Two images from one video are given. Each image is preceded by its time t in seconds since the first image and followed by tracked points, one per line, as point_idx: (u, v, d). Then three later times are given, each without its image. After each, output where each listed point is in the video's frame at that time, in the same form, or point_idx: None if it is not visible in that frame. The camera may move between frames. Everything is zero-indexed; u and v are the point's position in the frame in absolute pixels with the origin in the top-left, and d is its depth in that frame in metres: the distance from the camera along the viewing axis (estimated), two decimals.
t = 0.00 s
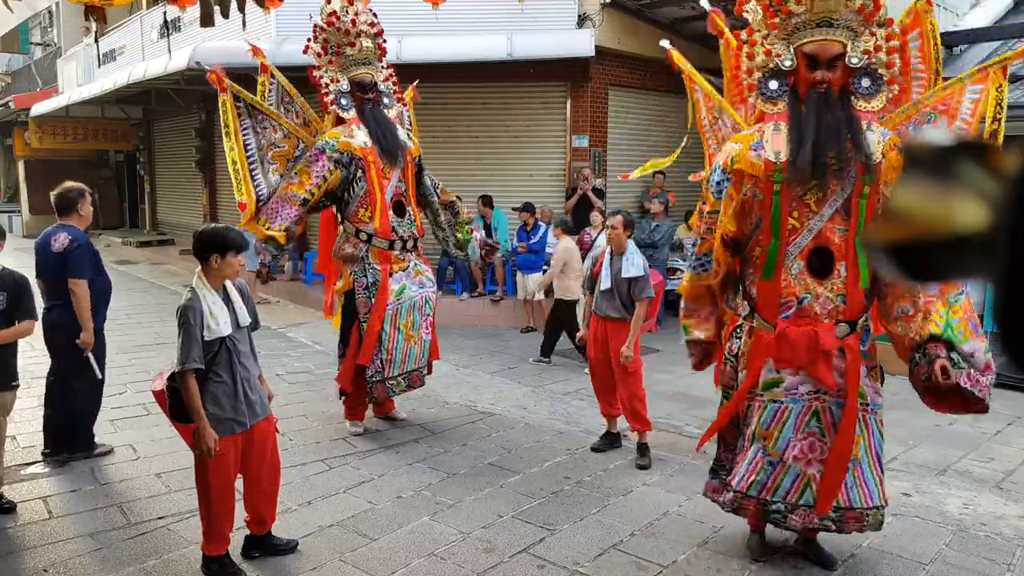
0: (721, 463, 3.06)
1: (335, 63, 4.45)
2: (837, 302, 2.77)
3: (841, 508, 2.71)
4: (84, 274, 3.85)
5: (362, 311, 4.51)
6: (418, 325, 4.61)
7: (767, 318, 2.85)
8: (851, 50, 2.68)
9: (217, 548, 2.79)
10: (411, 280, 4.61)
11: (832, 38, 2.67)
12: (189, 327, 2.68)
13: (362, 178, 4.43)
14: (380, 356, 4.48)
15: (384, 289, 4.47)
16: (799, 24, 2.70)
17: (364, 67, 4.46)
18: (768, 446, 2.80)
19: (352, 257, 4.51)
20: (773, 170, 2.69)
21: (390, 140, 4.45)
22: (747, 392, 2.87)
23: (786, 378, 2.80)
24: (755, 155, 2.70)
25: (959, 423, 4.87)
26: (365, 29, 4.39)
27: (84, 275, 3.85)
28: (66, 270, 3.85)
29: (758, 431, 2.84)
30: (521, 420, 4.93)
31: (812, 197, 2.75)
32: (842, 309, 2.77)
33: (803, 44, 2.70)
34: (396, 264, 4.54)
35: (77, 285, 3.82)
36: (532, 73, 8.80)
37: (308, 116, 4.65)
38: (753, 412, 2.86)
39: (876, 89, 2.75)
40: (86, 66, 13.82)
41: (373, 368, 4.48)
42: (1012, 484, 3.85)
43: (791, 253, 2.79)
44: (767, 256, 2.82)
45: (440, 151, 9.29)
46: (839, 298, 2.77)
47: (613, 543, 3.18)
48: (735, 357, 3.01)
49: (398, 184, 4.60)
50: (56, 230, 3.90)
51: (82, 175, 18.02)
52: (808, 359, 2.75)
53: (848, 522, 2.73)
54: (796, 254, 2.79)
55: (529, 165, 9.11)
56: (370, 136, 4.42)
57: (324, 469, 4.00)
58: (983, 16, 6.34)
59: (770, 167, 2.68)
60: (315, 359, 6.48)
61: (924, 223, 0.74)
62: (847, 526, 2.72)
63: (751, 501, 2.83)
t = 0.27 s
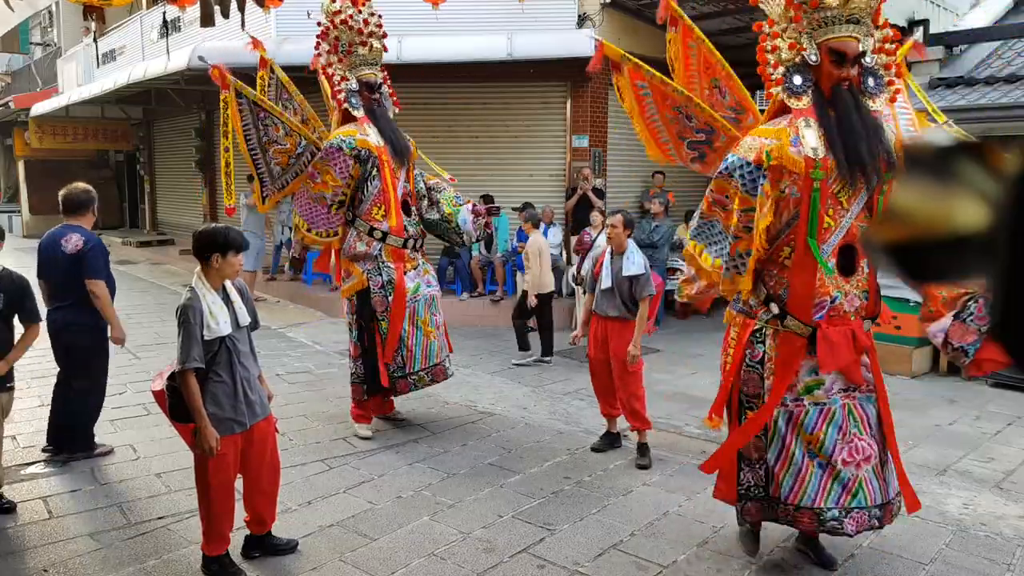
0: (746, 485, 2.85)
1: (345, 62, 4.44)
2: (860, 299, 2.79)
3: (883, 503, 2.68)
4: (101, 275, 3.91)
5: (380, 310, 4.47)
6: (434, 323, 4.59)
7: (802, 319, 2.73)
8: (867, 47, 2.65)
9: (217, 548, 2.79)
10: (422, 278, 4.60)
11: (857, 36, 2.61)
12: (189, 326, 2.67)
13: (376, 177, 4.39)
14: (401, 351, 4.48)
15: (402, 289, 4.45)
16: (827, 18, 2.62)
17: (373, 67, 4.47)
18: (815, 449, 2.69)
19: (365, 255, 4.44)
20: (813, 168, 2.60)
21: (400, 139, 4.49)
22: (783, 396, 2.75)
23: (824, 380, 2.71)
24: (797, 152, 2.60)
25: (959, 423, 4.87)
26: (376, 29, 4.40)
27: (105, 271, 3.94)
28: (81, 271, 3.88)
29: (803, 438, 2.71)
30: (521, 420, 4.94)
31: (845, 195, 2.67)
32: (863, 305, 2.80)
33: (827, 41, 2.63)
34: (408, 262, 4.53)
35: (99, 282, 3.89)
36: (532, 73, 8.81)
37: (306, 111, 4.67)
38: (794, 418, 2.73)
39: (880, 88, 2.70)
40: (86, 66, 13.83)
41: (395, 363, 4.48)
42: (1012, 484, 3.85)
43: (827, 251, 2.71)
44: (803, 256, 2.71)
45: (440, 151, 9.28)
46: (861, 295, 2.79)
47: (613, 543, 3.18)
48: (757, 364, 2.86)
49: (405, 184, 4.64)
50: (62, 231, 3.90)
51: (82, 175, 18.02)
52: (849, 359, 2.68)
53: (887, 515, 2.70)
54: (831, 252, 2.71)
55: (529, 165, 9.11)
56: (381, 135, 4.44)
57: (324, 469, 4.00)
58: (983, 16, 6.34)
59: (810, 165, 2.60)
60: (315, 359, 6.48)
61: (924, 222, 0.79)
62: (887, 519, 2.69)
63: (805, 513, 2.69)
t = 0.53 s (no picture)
0: (762, 508, 2.69)
1: (351, 60, 4.38)
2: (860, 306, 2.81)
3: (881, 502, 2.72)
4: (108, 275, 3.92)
5: (381, 310, 4.47)
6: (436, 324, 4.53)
7: (827, 332, 2.61)
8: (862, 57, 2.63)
9: (217, 548, 2.79)
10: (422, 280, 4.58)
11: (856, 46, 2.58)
12: (189, 326, 2.67)
13: (382, 175, 4.35)
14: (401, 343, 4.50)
15: (405, 290, 4.42)
16: (839, 26, 2.54)
17: (377, 67, 4.44)
18: (836, 463, 2.61)
19: (368, 254, 4.39)
20: (841, 179, 2.53)
21: (404, 140, 4.49)
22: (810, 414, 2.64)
23: (844, 392, 2.66)
24: (830, 164, 2.51)
25: (959, 423, 4.87)
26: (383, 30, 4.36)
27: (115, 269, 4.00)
28: (87, 272, 3.89)
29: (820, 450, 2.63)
30: (521, 420, 4.94)
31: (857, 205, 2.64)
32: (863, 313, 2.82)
33: (837, 50, 2.57)
34: (409, 263, 4.52)
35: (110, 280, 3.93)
36: (532, 73, 8.81)
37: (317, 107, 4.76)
38: (816, 433, 2.64)
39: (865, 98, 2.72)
40: (86, 66, 13.83)
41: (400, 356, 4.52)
42: (1012, 484, 3.85)
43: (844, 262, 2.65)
44: (828, 268, 2.62)
45: (440, 151, 9.28)
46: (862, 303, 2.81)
47: (613, 543, 3.18)
48: (775, 384, 2.71)
49: (405, 185, 4.63)
50: (65, 231, 3.90)
51: (82, 175, 18.01)
52: (863, 368, 2.68)
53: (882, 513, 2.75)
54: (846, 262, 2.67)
55: (529, 165, 9.11)
56: (386, 135, 4.43)
57: (324, 469, 4.00)
58: (983, 17, 6.35)
59: (838, 176, 2.52)
60: (315, 359, 6.48)
61: (931, 221, 0.81)
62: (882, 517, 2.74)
63: (819, 523, 2.63)
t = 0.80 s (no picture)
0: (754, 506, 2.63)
1: (355, 59, 4.33)
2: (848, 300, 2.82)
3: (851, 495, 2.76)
4: (105, 274, 3.93)
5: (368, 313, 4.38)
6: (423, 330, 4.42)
7: (810, 326, 2.62)
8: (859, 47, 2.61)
9: (217, 548, 2.79)
10: (415, 285, 4.46)
11: (855, 35, 2.56)
12: (189, 327, 2.68)
13: (378, 173, 4.37)
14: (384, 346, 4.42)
15: (393, 292, 4.33)
16: (839, 14, 2.50)
17: (381, 67, 4.38)
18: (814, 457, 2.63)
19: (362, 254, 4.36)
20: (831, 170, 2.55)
21: (406, 140, 4.48)
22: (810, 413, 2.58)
23: (827, 386, 2.66)
24: (820, 155, 2.52)
25: (959, 423, 4.87)
26: (388, 29, 4.27)
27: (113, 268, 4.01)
28: (83, 271, 3.89)
29: (804, 444, 2.61)
30: (521, 420, 4.94)
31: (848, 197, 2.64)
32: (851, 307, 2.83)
33: (835, 38, 2.55)
34: (403, 267, 4.43)
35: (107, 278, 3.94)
36: (532, 73, 8.81)
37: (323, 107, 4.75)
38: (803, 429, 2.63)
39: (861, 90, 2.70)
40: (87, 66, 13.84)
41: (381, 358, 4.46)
42: (1012, 484, 3.85)
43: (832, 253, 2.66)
44: (816, 259, 2.62)
45: (440, 151, 9.28)
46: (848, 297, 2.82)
47: (613, 543, 3.18)
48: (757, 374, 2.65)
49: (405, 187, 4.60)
50: (64, 230, 3.91)
51: (82, 174, 18.01)
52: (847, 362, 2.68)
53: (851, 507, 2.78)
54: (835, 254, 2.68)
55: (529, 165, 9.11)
56: (386, 135, 4.41)
57: (324, 469, 4.00)
58: (983, 17, 6.35)
59: (828, 167, 2.54)
60: (315, 359, 6.48)
61: (936, 212, 1.39)
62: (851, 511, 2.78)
63: (810, 520, 2.62)
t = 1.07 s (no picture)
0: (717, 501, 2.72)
1: (363, 58, 4.26)
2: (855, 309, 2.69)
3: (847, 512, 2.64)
4: (100, 270, 3.92)
5: (358, 314, 4.39)
6: (410, 336, 4.32)
7: (800, 328, 2.55)
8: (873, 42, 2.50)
9: (218, 548, 2.79)
10: (411, 288, 4.38)
11: (867, 30, 2.47)
12: (188, 327, 2.68)
13: (377, 174, 4.28)
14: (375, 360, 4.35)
15: (383, 295, 4.28)
16: (842, 9, 2.46)
17: (390, 66, 4.26)
18: (794, 464, 2.63)
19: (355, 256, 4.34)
20: (826, 166, 2.50)
21: (409, 141, 4.29)
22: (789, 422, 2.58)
23: (814, 390, 2.60)
24: (811, 153, 2.47)
25: (959, 423, 4.87)
26: (397, 28, 4.20)
27: (108, 266, 4.00)
28: (79, 269, 3.89)
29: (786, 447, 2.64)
30: (521, 420, 4.94)
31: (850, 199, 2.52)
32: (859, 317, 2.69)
33: (841, 34, 2.47)
34: (398, 269, 4.33)
35: (103, 276, 3.94)
36: (532, 73, 8.80)
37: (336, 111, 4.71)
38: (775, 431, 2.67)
39: (879, 88, 2.56)
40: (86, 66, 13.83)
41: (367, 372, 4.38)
42: (1012, 484, 3.85)
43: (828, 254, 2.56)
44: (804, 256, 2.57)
45: (441, 150, 9.29)
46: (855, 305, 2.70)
47: (613, 543, 3.18)
48: (744, 373, 2.73)
49: (411, 188, 4.49)
50: (60, 229, 3.91)
51: (82, 174, 18.01)
52: (838, 368, 2.57)
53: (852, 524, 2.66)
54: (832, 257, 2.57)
55: (529, 165, 9.11)
56: (389, 134, 4.30)
57: (324, 469, 4.00)
58: (984, 17, 6.34)
59: (821, 164, 2.49)
60: (315, 359, 6.48)
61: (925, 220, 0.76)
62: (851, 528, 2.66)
63: (775, 529, 2.65)
